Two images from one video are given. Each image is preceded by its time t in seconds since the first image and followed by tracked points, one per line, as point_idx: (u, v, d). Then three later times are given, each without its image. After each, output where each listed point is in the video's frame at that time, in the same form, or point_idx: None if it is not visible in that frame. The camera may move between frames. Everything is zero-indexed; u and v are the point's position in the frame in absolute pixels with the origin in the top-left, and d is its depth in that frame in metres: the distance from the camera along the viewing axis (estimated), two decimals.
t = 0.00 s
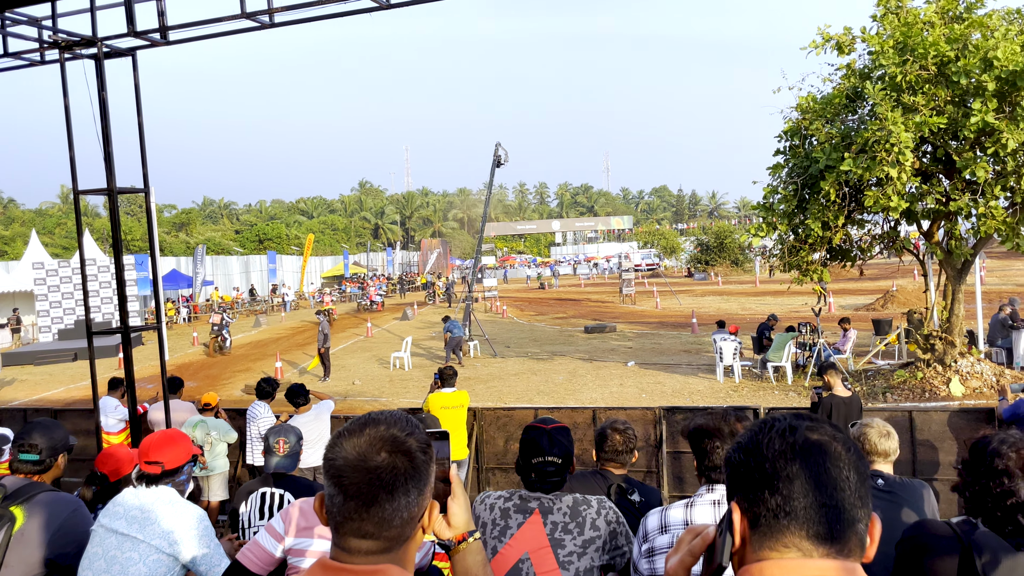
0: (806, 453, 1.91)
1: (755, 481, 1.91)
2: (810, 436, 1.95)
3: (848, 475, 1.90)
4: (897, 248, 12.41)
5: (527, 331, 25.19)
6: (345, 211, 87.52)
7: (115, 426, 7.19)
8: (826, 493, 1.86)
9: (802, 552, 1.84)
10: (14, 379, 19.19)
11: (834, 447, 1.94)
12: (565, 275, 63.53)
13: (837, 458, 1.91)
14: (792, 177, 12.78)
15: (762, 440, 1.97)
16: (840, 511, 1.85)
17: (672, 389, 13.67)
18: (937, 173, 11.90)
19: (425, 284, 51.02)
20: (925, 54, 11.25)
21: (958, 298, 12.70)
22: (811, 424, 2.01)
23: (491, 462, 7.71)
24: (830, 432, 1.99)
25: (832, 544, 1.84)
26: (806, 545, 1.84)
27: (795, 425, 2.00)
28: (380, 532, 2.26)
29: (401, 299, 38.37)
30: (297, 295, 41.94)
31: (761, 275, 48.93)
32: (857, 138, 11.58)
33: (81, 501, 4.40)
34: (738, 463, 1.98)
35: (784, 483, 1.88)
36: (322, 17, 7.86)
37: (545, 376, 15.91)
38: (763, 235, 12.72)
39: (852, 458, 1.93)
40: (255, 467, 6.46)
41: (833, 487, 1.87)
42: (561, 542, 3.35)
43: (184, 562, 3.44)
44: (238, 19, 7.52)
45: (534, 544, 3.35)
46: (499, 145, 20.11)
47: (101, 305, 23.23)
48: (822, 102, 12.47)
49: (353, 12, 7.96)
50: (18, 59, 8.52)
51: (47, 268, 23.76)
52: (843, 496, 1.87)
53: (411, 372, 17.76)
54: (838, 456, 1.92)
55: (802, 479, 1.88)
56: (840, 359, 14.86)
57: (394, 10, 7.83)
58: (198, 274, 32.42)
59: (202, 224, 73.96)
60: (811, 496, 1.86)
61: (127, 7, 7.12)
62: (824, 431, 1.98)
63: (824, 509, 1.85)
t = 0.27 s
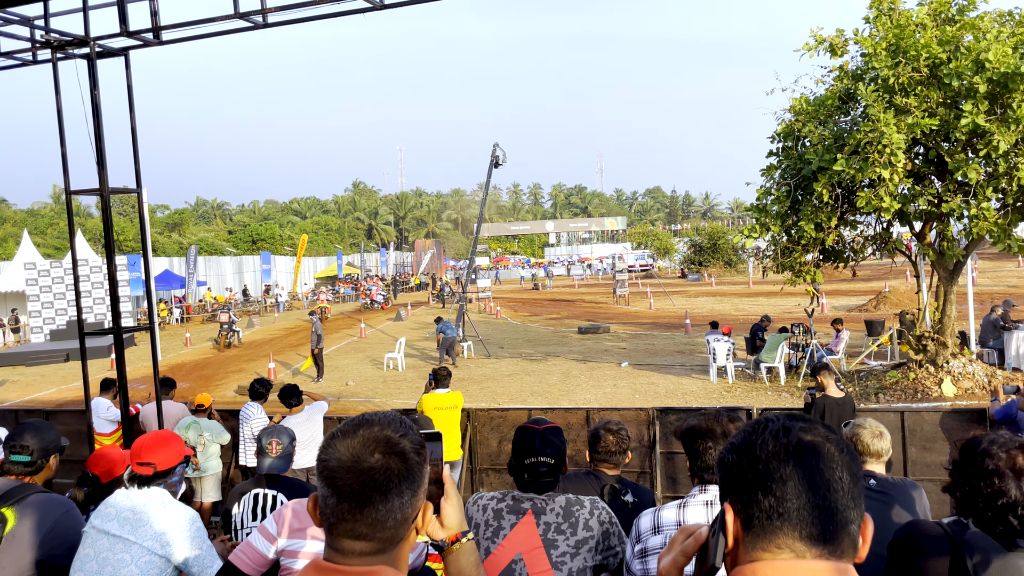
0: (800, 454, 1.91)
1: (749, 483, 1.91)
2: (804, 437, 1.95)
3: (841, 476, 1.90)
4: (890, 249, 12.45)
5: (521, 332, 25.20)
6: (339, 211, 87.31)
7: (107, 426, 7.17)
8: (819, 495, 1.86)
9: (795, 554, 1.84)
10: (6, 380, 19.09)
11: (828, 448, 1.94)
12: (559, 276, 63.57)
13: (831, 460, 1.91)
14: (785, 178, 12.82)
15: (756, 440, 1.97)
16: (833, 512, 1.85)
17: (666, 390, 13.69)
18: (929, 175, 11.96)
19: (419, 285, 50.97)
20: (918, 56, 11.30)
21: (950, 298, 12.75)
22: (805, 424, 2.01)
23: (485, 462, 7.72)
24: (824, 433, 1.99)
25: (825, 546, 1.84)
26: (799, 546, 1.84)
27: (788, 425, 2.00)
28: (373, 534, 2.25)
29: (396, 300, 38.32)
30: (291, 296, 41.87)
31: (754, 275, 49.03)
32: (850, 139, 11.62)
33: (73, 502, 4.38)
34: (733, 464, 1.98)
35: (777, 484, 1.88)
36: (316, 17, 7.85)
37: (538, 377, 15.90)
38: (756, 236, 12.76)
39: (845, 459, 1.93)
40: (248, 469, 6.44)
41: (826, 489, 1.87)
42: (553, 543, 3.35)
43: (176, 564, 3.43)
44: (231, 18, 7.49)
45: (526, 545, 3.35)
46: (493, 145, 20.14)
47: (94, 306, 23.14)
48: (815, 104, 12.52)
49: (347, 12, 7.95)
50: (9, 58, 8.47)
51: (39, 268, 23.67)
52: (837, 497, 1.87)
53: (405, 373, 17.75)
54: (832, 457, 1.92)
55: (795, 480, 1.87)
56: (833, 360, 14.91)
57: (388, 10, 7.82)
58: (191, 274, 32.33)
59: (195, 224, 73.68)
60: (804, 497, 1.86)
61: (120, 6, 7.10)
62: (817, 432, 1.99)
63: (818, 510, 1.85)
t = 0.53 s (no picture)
0: (791, 455, 1.92)
1: (740, 484, 1.92)
2: (795, 438, 1.96)
3: (833, 477, 1.91)
4: (883, 250, 12.50)
5: (516, 333, 25.21)
6: (333, 211, 87.15)
7: (99, 428, 7.15)
8: (810, 495, 1.87)
9: (786, 554, 1.84)
10: None
11: (819, 448, 1.95)
12: (554, 277, 63.64)
13: (821, 459, 1.92)
14: (778, 179, 12.86)
15: (747, 441, 1.98)
16: (825, 512, 1.86)
17: (659, 391, 13.71)
18: (922, 176, 12.01)
19: (414, 285, 50.92)
20: (910, 57, 11.35)
21: (942, 299, 12.80)
22: (796, 425, 2.02)
23: (479, 463, 7.71)
24: (815, 434, 2.00)
25: (817, 546, 1.84)
26: (791, 547, 1.84)
27: (779, 427, 2.01)
28: (366, 534, 2.25)
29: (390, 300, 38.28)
30: (285, 296, 41.81)
31: (747, 276, 49.17)
32: (843, 140, 11.65)
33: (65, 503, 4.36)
34: (723, 465, 1.98)
35: (768, 485, 1.88)
36: (310, 18, 7.85)
37: (532, 377, 15.90)
38: (750, 236, 12.80)
39: (836, 460, 1.94)
40: (241, 469, 6.42)
41: (817, 489, 1.88)
42: (546, 543, 3.35)
43: (168, 565, 3.42)
44: (225, 19, 7.47)
45: (519, 546, 3.35)
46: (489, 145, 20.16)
47: (86, 306, 23.05)
48: (808, 105, 12.55)
49: (341, 13, 7.94)
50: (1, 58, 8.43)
51: (32, 268, 23.57)
52: (827, 498, 1.88)
53: (399, 374, 17.74)
54: (823, 458, 1.93)
55: (787, 480, 1.88)
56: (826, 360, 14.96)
57: (382, 11, 7.82)
58: (184, 274, 32.25)
59: (188, 224, 73.43)
60: (795, 497, 1.87)
61: (112, 6, 7.08)
62: (808, 432, 1.99)
63: (808, 511, 1.86)
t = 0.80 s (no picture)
0: (783, 456, 1.92)
1: (731, 486, 1.92)
2: (786, 439, 1.96)
3: (824, 477, 1.91)
4: (877, 251, 12.53)
5: (511, 333, 25.22)
6: (328, 212, 87.04)
7: (93, 429, 7.12)
8: (802, 496, 1.87)
9: (777, 554, 1.84)
10: None
11: (810, 449, 1.95)
12: (549, 277, 63.69)
13: (812, 461, 1.92)
14: (773, 180, 12.89)
15: (738, 442, 1.98)
16: (816, 514, 1.86)
17: (654, 391, 13.73)
18: (915, 177, 12.06)
19: (409, 285, 50.88)
20: (904, 58, 11.39)
21: (936, 299, 12.85)
22: (787, 426, 2.02)
23: (474, 463, 7.71)
24: (806, 434, 2.00)
25: (808, 547, 1.85)
26: (782, 547, 1.84)
27: (770, 428, 2.01)
28: (359, 535, 2.24)
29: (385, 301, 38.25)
30: (280, 297, 41.75)
31: (742, 277, 49.27)
32: (837, 141, 11.68)
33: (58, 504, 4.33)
34: (715, 467, 1.98)
35: (760, 487, 1.88)
36: (304, 18, 7.84)
37: (527, 378, 15.91)
38: (744, 237, 12.84)
39: (827, 461, 1.95)
40: (235, 470, 6.40)
41: (808, 490, 1.88)
42: (540, 544, 3.35)
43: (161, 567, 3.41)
44: (219, 18, 7.45)
45: (513, 547, 3.35)
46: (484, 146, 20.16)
47: (80, 307, 22.98)
48: (802, 106, 12.57)
49: (336, 13, 7.94)
50: None
51: (25, 268, 23.47)
52: (819, 499, 1.88)
53: (394, 374, 17.72)
54: (814, 459, 1.93)
55: (778, 482, 1.88)
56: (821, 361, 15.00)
57: (376, 11, 7.82)
58: (179, 275, 32.18)
59: (182, 224, 73.23)
60: (787, 499, 1.87)
61: (106, 5, 7.05)
62: (799, 433, 2.00)
63: (800, 513, 1.86)
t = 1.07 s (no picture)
0: (772, 456, 1.93)
1: (720, 487, 1.92)
2: (775, 440, 1.97)
3: (813, 478, 1.92)
4: (871, 251, 12.57)
5: (506, 334, 25.22)
6: (323, 212, 86.90)
7: (87, 429, 7.11)
8: (792, 496, 1.88)
9: (766, 554, 1.85)
10: None
11: (799, 449, 1.96)
12: (545, 277, 63.74)
13: (801, 461, 1.93)
14: (768, 180, 12.91)
15: (727, 443, 1.98)
16: (805, 514, 1.87)
17: (650, 391, 13.74)
18: (910, 177, 12.09)
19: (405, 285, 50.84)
20: (898, 59, 11.43)
21: (930, 299, 12.90)
22: (775, 427, 2.03)
23: (469, 463, 7.71)
24: (795, 434, 2.01)
25: (798, 547, 1.85)
26: (771, 548, 1.85)
27: (760, 429, 2.01)
28: (351, 535, 2.24)
29: (381, 301, 38.21)
30: (275, 296, 41.67)
31: (737, 276, 49.37)
32: (832, 142, 11.70)
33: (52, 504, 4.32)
34: (703, 468, 1.99)
35: (749, 488, 1.89)
36: (299, 17, 7.83)
37: (523, 378, 15.91)
38: (739, 237, 12.85)
39: (815, 461, 1.96)
40: (230, 471, 6.39)
41: (797, 491, 1.89)
42: (534, 544, 3.35)
43: (155, 567, 3.40)
44: (213, 18, 7.44)
45: (507, 547, 3.35)
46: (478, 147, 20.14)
47: (74, 306, 22.91)
48: (797, 107, 12.59)
49: (331, 12, 7.93)
50: None
51: (19, 268, 23.40)
52: (809, 499, 1.89)
53: (390, 374, 17.71)
54: (802, 459, 1.94)
55: (767, 482, 1.89)
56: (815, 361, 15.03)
57: (372, 11, 7.82)
58: (174, 275, 32.10)
59: (177, 224, 72.97)
60: (776, 499, 1.87)
61: (99, 4, 7.03)
62: (788, 434, 2.00)
63: (789, 513, 1.87)
